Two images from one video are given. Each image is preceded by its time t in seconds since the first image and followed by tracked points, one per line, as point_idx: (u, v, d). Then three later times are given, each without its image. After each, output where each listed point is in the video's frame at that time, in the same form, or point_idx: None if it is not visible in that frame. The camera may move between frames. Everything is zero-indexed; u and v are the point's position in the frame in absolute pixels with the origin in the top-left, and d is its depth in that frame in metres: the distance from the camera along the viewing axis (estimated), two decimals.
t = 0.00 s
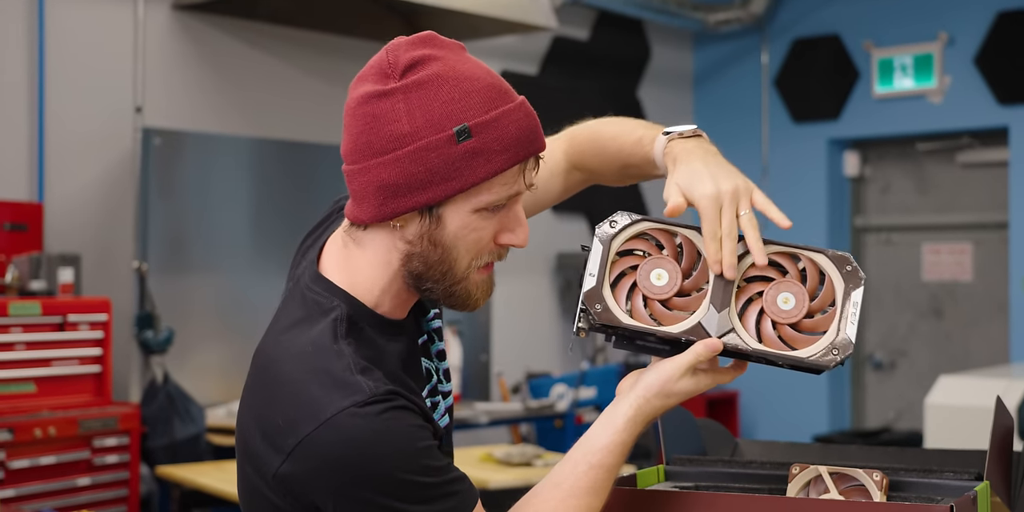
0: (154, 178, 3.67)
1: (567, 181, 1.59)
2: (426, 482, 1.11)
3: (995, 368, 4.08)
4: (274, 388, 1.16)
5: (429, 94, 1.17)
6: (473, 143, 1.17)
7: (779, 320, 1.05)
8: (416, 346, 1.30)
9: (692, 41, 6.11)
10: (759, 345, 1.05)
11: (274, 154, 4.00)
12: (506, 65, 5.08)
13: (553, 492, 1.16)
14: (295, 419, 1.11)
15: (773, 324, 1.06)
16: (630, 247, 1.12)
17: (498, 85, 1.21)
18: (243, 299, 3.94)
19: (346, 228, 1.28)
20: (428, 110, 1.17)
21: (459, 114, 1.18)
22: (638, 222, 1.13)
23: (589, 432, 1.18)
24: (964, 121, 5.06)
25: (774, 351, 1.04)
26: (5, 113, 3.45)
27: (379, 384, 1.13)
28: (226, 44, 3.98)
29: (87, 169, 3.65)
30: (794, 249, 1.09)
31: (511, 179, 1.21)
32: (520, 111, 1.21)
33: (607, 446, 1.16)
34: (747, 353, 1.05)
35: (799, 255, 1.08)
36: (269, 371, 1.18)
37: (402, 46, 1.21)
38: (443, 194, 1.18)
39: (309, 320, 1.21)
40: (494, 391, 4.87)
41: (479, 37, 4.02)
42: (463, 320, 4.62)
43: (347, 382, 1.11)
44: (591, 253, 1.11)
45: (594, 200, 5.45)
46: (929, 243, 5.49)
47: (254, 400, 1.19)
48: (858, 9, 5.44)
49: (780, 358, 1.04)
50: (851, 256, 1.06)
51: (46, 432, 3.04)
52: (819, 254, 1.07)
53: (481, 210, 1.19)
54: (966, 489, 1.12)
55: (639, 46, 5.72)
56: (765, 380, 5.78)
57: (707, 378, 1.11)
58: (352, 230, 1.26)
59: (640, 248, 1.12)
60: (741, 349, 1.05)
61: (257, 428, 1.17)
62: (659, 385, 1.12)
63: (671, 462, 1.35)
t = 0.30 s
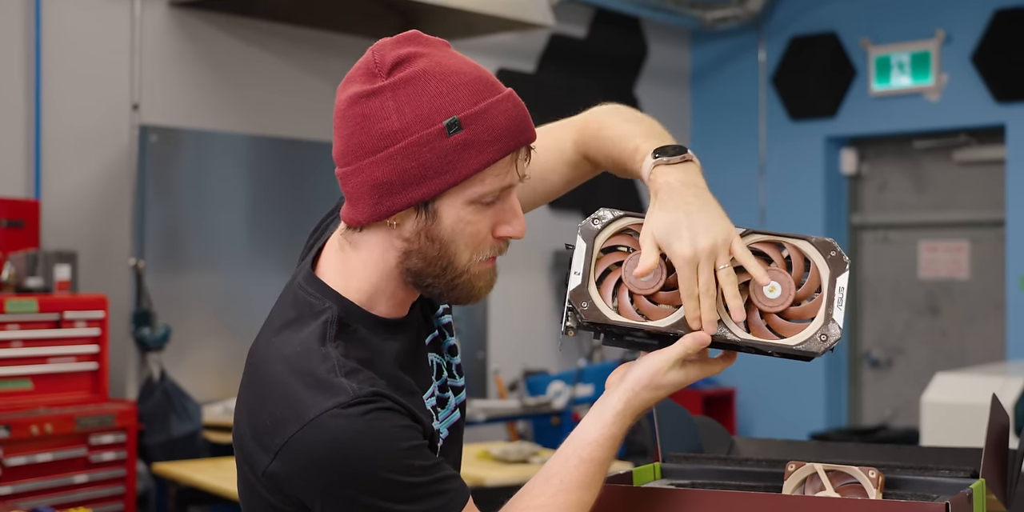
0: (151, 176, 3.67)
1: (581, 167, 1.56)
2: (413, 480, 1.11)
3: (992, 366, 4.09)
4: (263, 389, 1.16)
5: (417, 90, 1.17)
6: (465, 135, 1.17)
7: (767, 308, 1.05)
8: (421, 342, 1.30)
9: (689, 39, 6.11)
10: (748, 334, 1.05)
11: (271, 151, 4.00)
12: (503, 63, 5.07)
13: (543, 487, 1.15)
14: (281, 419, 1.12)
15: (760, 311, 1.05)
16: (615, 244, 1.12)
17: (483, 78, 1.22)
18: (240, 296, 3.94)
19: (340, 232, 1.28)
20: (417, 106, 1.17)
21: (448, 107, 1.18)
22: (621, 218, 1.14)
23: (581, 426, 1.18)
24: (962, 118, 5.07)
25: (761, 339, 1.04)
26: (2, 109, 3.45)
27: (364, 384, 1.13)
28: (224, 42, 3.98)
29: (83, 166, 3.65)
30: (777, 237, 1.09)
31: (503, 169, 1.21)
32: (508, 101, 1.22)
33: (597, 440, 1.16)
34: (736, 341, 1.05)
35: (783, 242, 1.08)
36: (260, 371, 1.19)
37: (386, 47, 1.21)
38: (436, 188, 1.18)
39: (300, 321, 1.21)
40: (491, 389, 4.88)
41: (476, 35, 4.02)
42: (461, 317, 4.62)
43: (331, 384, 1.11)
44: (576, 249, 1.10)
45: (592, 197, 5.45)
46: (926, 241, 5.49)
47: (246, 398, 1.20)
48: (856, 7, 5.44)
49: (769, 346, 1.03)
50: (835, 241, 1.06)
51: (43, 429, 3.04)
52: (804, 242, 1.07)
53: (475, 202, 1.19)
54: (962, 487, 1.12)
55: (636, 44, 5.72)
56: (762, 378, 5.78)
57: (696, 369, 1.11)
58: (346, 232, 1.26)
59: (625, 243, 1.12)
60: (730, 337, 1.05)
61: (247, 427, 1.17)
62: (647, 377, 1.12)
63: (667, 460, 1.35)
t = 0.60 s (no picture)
0: (150, 170, 3.67)
1: (547, 176, 1.60)
2: (413, 470, 1.11)
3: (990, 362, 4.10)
4: (261, 379, 1.16)
5: (396, 64, 1.18)
6: (443, 108, 1.17)
7: (763, 297, 1.04)
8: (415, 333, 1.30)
9: (688, 34, 6.11)
10: (745, 325, 1.04)
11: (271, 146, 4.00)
12: (502, 59, 5.07)
13: (541, 483, 1.15)
14: (282, 409, 1.12)
15: (754, 301, 1.04)
16: (607, 244, 1.09)
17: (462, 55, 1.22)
18: (239, 291, 3.94)
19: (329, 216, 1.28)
20: (396, 81, 1.18)
21: (426, 82, 1.18)
22: (612, 218, 1.09)
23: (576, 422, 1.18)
24: (961, 114, 5.07)
25: (759, 330, 1.03)
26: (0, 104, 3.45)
27: (365, 372, 1.13)
28: (224, 37, 3.98)
29: (82, 160, 3.64)
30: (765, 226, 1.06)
31: (484, 143, 1.21)
32: (487, 77, 1.22)
33: (596, 435, 1.15)
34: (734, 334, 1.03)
35: (773, 231, 1.06)
36: (257, 362, 1.18)
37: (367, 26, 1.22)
38: (415, 162, 1.18)
39: (297, 312, 1.21)
40: (490, 385, 4.88)
41: (475, 30, 4.02)
42: (459, 313, 4.62)
43: (332, 372, 1.11)
44: (568, 252, 1.08)
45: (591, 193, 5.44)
46: (925, 237, 5.49)
47: (243, 389, 1.19)
48: (855, 2, 5.44)
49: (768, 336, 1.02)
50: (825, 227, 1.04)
51: (41, 424, 3.04)
52: (793, 229, 1.05)
53: (457, 177, 1.19)
54: (960, 483, 1.12)
55: (635, 40, 5.72)
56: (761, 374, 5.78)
57: (693, 364, 1.11)
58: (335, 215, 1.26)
59: (619, 244, 1.09)
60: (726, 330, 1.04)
61: (246, 418, 1.17)
62: (644, 372, 1.11)
63: (665, 456, 1.35)
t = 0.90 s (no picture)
0: (150, 168, 3.67)
1: (534, 217, 1.65)
2: (428, 449, 1.09)
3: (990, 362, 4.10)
4: (279, 353, 1.14)
5: (343, 41, 1.22)
6: (355, 73, 1.17)
7: (755, 293, 1.03)
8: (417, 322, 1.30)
9: (689, 34, 6.11)
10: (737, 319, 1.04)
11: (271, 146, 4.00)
12: (503, 58, 5.07)
13: (541, 477, 1.14)
14: (301, 380, 1.09)
15: (747, 297, 1.04)
16: (600, 244, 1.08)
17: (413, 29, 1.20)
18: (238, 290, 3.94)
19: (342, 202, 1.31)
20: (338, 55, 1.21)
21: (355, 51, 1.19)
22: (602, 219, 1.09)
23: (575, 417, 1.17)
24: (962, 114, 5.06)
25: (752, 326, 1.03)
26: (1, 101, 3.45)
27: (383, 346, 1.12)
28: (225, 36, 3.98)
29: (82, 158, 3.64)
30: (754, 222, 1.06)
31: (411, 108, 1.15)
32: (422, 44, 1.17)
33: (592, 431, 1.15)
34: (728, 330, 1.03)
35: (763, 226, 1.06)
36: (274, 338, 1.16)
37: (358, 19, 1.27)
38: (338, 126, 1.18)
39: (309, 290, 1.19)
40: (489, 384, 4.88)
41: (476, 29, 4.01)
42: (459, 312, 4.62)
43: (354, 342, 1.10)
44: (561, 253, 1.07)
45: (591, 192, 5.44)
46: (925, 237, 5.49)
47: (257, 368, 1.16)
48: (856, 2, 5.44)
49: (760, 332, 1.02)
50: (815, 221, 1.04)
51: (41, 423, 3.03)
52: (784, 224, 1.05)
53: (374, 141, 1.15)
54: (960, 484, 1.12)
55: (636, 40, 5.72)
56: (762, 374, 5.77)
57: (686, 360, 1.11)
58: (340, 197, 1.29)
59: (612, 243, 1.08)
60: (720, 325, 1.04)
61: (261, 393, 1.14)
62: (639, 368, 1.11)
63: (665, 456, 1.35)
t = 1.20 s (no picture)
0: (151, 170, 3.67)
1: (534, 225, 1.64)
2: (428, 450, 1.09)
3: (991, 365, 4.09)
4: (281, 352, 1.13)
5: (358, 47, 1.21)
6: (369, 84, 1.16)
7: (751, 293, 1.03)
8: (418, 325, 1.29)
9: (690, 36, 6.11)
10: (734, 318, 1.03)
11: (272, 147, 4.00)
12: (503, 60, 5.06)
13: (539, 478, 1.14)
14: (302, 379, 1.09)
15: (744, 296, 1.03)
16: (596, 246, 1.08)
17: (427, 38, 1.19)
18: (238, 291, 3.94)
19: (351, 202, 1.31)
20: (353, 62, 1.20)
21: (371, 60, 1.18)
22: (598, 220, 1.08)
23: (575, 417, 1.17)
24: (963, 116, 5.06)
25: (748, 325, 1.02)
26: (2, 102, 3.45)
27: (384, 347, 1.12)
28: (226, 38, 3.98)
29: (83, 159, 3.64)
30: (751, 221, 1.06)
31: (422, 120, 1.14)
32: (436, 55, 1.16)
33: (590, 431, 1.15)
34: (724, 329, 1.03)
35: (760, 226, 1.05)
36: (276, 337, 1.16)
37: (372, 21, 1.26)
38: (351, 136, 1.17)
39: (312, 290, 1.19)
40: (490, 386, 4.87)
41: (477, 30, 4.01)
42: (459, 314, 4.61)
43: (356, 342, 1.10)
44: (556, 255, 1.06)
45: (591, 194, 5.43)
46: (925, 239, 5.49)
47: (258, 367, 1.16)
48: (856, 4, 5.44)
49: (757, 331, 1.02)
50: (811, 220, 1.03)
51: (41, 424, 3.03)
52: (781, 223, 1.04)
53: (386, 152, 1.15)
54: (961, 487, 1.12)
55: (637, 41, 5.72)
56: (762, 376, 5.77)
57: (684, 361, 1.10)
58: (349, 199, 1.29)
59: (608, 245, 1.07)
60: (716, 325, 1.03)
61: (262, 392, 1.14)
62: (635, 369, 1.11)
63: (665, 458, 1.34)
